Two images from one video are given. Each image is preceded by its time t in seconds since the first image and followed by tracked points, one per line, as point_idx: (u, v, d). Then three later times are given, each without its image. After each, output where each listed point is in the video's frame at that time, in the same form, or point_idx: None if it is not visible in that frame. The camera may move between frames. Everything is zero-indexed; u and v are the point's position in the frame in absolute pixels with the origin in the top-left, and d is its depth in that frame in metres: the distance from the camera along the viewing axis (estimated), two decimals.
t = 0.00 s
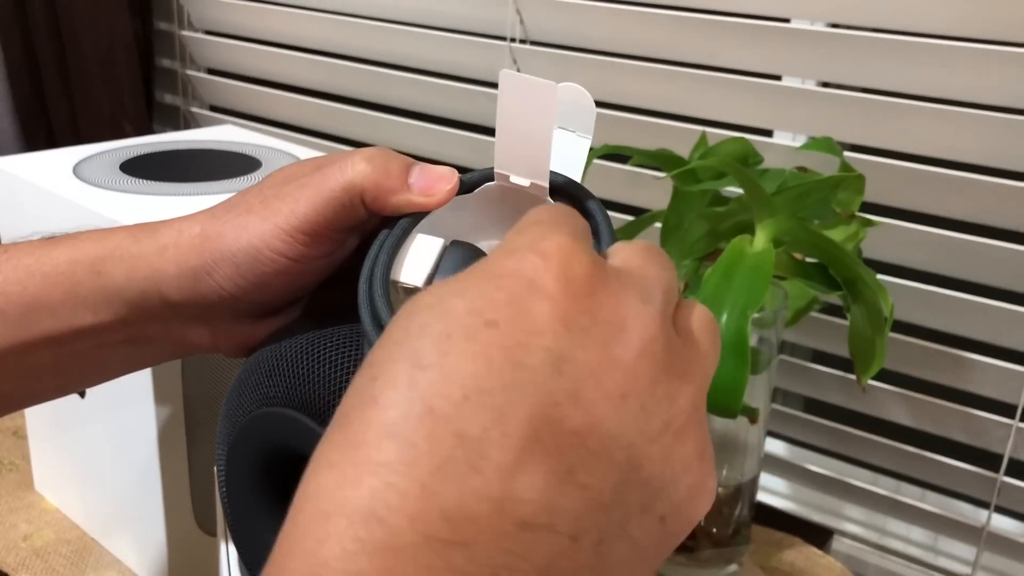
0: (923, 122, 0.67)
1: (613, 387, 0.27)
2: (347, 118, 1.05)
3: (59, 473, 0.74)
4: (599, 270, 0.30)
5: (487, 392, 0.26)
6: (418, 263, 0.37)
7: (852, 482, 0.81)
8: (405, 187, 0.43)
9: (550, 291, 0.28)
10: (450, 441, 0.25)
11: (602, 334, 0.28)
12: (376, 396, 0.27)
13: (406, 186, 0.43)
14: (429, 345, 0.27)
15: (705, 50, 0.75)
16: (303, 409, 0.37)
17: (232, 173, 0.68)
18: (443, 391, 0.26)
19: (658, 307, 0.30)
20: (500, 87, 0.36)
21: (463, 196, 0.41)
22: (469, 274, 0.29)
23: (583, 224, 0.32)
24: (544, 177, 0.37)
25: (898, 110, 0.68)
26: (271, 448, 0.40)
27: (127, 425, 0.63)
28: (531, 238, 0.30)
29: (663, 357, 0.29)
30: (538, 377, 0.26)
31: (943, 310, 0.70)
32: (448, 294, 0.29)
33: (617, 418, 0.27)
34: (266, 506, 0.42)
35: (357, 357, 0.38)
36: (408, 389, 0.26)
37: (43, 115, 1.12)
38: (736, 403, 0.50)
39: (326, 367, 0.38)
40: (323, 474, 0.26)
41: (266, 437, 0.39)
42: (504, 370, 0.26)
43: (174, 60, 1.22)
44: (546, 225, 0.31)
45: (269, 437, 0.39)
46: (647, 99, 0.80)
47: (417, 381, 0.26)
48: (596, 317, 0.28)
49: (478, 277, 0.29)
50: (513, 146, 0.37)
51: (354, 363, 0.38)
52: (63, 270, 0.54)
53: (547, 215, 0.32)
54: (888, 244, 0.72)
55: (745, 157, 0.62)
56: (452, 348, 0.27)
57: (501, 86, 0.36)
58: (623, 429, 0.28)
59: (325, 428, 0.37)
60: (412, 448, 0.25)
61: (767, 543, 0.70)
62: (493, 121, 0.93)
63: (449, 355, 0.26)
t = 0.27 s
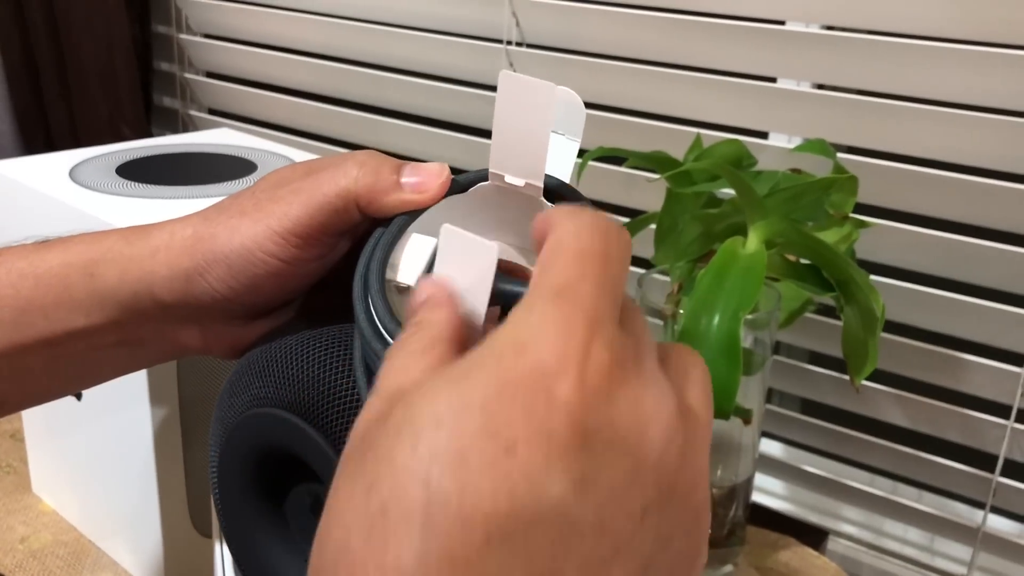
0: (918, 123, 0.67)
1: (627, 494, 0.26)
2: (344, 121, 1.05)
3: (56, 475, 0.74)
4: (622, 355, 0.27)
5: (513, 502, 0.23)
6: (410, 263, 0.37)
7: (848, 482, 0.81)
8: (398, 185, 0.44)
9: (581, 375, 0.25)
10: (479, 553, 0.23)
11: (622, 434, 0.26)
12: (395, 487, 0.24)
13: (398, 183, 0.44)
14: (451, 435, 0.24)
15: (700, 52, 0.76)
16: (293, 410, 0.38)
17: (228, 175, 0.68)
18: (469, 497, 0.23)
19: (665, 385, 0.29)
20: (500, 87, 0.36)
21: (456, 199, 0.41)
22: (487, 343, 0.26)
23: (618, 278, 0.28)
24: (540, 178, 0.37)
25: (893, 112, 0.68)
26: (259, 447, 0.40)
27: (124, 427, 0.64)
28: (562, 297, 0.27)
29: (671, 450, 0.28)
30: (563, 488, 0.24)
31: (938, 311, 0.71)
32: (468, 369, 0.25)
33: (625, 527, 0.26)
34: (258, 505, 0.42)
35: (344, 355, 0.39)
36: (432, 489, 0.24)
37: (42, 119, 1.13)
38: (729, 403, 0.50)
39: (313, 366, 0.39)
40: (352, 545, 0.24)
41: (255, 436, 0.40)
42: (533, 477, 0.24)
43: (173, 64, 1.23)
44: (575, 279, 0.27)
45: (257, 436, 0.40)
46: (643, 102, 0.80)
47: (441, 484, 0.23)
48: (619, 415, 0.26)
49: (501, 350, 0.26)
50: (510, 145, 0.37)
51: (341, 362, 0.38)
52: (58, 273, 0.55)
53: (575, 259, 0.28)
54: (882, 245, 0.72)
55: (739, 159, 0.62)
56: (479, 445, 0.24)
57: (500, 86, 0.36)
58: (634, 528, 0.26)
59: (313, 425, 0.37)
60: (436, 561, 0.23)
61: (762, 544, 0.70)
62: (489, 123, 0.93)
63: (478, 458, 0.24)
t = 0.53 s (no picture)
0: (913, 125, 0.67)
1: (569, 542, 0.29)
2: (342, 124, 1.05)
3: (53, 478, 0.74)
4: (562, 421, 0.31)
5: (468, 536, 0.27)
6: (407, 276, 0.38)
7: (846, 483, 0.81)
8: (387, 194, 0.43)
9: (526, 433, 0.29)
10: None
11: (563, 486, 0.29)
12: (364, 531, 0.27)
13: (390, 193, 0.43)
14: (411, 489, 0.28)
15: (696, 54, 0.76)
16: (288, 414, 0.39)
17: (225, 179, 0.69)
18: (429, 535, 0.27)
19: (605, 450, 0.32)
20: (516, 109, 0.37)
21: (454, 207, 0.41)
22: (440, 412, 0.30)
23: (562, 346, 0.32)
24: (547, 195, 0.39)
25: (888, 113, 0.68)
26: (251, 449, 0.41)
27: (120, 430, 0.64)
28: (500, 367, 0.30)
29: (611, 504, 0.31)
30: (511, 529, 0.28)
31: (933, 312, 0.71)
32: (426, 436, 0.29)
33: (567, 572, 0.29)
34: (252, 508, 0.43)
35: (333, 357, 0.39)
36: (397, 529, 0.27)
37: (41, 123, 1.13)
38: (723, 405, 0.50)
39: (302, 367, 0.39)
40: None
41: (246, 437, 0.41)
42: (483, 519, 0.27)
43: (171, 67, 1.23)
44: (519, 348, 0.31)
45: (248, 437, 0.40)
46: (638, 103, 0.81)
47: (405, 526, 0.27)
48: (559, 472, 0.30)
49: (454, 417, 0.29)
50: (524, 164, 0.38)
51: (330, 363, 0.39)
52: (51, 271, 0.56)
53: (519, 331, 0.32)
54: (877, 246, 0.72)
55: (734, 161, 0.62)
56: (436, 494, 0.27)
57: (517, 107, 0.37)
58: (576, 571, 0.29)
59: (302, 427, 0.38)
60: None
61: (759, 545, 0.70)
62: (486, 126, 0.93)
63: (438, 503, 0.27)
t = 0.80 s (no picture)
0: (912, 127, 0.68)
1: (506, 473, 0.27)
2: (344, 127, 1.06)
3: (58, 479, 0.75)
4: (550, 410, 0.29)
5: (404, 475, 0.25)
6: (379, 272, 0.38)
7: (846, 483, 0.82)
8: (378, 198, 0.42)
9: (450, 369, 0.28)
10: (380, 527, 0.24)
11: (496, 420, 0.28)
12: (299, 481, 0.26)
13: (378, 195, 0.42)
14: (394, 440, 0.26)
15: (695, 57, 0.76)
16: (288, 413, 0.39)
17: (227, 180, 0.69)
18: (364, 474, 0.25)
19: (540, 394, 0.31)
20: (479, 97, 0.36)
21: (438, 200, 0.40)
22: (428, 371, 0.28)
23: (487, 293, 0.31)
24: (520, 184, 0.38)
25: (886, 115, 0.69)
26: (252, 449, 0.41)
27: (124, 430, 0.64)
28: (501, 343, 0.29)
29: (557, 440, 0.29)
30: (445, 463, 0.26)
31: (932, 312, 0.71)
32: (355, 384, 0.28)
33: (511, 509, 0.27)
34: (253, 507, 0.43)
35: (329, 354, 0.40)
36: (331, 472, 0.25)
37: (44, 126, 1.14)
38: (721, 406, 0.51)
39: (298, 366, 0.40)
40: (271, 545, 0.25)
41: (249, 437, 0.41)
42: (416, 449, 0.26)
43: (174, 70, 1.24)
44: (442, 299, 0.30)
45: (249, 437, 0.41)
46: (638, 106, 0.81)
47: (336, 467, 0.25)
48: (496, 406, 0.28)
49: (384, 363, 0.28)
50: (491, 153, 0.37)
51: (324, 360, 0.40)
52: (47, 264, 0.55)
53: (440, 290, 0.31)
54: (876, 247, 0.73)
55: (732, 163, 0.62)
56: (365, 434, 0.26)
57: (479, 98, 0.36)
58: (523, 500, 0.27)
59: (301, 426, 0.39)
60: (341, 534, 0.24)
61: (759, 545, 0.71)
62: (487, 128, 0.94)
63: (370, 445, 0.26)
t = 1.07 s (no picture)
0: (911, 129, 0.68)
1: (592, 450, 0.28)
2: (346, 130, 1.06)
3: (60, 481, 0.75)
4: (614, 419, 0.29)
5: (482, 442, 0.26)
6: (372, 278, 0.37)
7: (846, 485, 0.82)
8: (354, 214, 0.41)
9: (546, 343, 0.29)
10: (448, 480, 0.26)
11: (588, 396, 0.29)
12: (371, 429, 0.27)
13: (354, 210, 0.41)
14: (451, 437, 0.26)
15: (694, 60, 0.77)
16: (289, 419, 0.40)
17: (228, 184, 0.70)
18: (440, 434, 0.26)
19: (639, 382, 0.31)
20: (440, 88, 0.36)
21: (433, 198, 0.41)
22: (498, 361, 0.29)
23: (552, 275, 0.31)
24: (498, 172, 0.38)
25: (885, 118, 0.69)
26: (253, 453, 0.41)
27: (126, 433, 0.65)
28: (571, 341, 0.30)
29: (650, 428, 0.30)
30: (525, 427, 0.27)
31: (931, 314, 0.71)
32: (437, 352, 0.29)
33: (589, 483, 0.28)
34: (253, 511, 0.43)
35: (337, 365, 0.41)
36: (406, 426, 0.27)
37: (48, 130, 1.14)
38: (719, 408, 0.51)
39: (305, 375, 0.40)
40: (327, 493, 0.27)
41: (250, 442, 0.41)
42: (502, 418, 0.27)
43: (176, 74, 1.24)
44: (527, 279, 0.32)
45: (252, 443, 0.41)
46: (637, 108, 0.81)
47: (416, 426, 0.26)
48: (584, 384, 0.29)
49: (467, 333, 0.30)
50: (462, 145, 0.37)
51: (333, 372, 0.40)
52: (50, 272, 0.55)
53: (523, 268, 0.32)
54: (875, 249, 0.73)
55: (731, 166, 0.63)
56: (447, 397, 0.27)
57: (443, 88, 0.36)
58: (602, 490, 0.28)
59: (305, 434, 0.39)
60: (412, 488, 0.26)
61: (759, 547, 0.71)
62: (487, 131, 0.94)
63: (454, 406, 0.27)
